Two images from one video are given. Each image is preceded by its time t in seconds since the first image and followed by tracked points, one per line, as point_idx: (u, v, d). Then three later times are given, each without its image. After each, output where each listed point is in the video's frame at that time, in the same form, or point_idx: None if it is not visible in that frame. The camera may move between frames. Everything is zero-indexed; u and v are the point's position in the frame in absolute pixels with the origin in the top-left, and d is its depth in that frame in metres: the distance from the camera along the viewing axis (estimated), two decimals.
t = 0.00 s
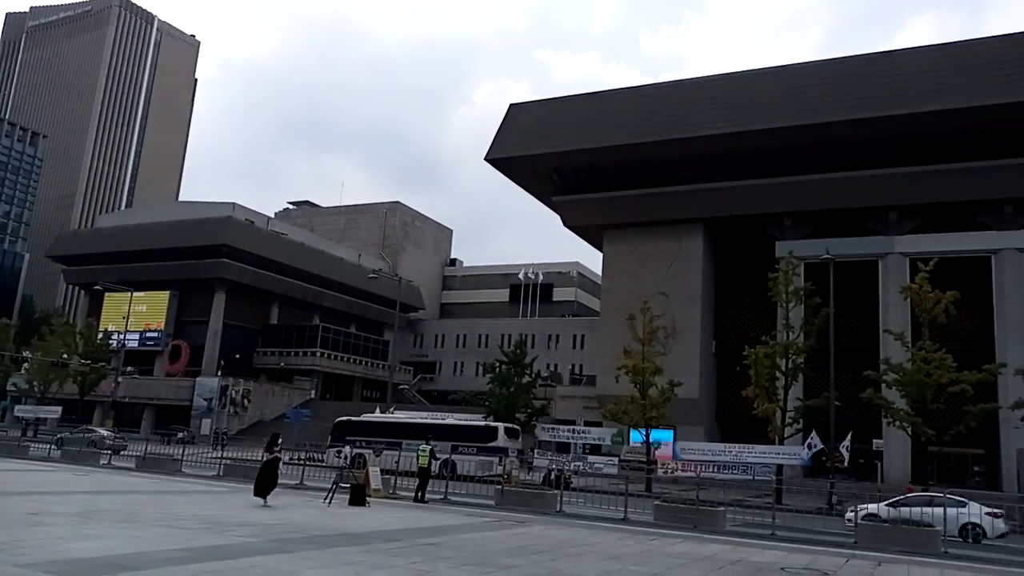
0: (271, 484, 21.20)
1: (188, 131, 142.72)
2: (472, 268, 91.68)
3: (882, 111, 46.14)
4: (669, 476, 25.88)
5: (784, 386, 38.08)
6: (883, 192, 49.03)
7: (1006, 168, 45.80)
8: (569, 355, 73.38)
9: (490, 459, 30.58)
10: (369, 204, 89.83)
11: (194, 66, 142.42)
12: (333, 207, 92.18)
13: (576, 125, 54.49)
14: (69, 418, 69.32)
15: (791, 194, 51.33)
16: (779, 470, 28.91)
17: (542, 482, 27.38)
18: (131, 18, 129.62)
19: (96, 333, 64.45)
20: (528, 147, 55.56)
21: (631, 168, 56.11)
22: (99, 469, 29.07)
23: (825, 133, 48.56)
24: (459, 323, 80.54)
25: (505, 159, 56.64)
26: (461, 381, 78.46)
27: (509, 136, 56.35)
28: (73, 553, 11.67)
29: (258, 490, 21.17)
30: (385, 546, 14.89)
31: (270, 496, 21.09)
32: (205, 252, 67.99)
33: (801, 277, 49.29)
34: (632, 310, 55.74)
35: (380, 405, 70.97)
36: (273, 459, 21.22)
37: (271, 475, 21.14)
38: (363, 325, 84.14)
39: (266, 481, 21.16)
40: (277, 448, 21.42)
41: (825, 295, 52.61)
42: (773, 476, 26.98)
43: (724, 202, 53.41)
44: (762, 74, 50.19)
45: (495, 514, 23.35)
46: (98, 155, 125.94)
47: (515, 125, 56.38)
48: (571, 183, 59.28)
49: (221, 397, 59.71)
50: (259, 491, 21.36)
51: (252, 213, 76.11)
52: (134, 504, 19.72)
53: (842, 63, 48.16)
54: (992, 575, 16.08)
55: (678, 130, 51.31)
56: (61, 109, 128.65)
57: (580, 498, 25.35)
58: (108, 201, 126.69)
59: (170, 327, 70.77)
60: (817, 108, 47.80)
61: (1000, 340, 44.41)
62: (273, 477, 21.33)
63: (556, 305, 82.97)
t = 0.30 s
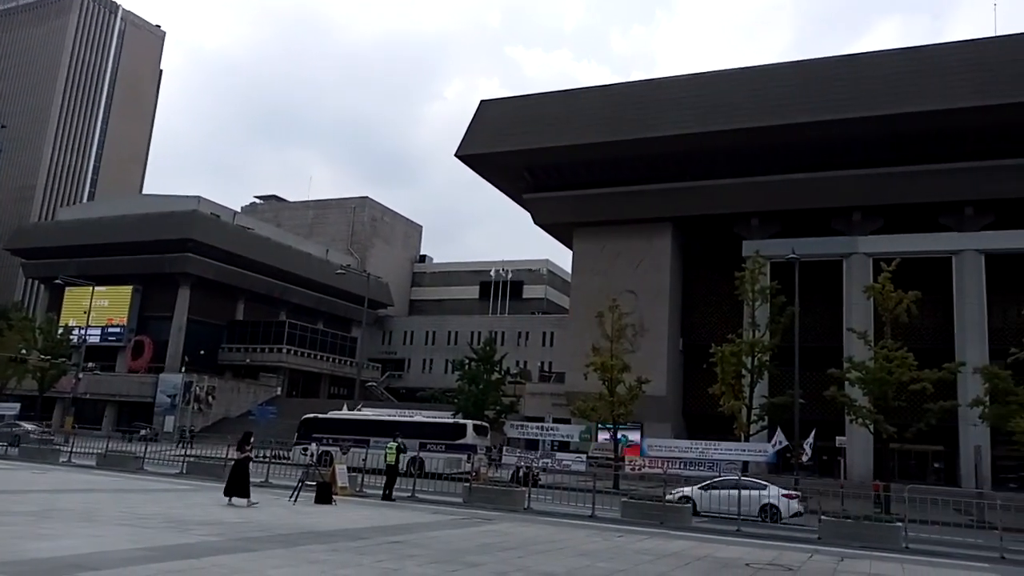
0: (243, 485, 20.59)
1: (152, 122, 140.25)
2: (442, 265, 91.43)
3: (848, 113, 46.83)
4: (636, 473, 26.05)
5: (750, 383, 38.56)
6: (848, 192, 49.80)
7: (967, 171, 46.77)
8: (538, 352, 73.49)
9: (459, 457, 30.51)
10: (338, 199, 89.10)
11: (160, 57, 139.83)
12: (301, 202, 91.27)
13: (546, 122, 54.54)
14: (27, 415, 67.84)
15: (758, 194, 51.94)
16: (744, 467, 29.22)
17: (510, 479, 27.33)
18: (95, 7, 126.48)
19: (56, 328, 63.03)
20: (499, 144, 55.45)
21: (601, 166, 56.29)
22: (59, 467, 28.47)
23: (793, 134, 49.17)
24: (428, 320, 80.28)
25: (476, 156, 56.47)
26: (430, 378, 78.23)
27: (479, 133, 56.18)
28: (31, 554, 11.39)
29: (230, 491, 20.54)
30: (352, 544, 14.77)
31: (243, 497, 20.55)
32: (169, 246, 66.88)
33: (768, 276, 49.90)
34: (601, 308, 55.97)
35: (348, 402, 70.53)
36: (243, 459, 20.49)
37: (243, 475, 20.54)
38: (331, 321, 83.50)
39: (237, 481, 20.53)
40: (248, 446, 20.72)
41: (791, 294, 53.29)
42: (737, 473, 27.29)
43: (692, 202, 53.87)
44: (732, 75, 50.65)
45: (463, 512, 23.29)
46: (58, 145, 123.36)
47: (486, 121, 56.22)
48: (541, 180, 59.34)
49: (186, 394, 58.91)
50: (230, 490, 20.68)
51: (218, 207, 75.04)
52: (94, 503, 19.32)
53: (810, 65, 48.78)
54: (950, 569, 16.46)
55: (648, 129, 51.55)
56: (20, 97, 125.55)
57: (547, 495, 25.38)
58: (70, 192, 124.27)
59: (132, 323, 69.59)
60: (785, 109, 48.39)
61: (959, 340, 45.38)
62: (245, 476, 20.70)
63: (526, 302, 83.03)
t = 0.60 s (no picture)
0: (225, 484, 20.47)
1: (123, 117, 138.39)
2: (417, 263, 91.15)
3: (821, 114, 47.37)
4: (610, 471, 26.19)
5: (722, 382, 38.91)
6: (819, 194, 50.37)
7: (936, 174, 47.50)
8: (513, 351, 73.54)
9: (433, 455, 30.43)
10: (311, 196, 88.46)
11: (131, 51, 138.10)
12: (274, 199, 90.50)
13: (522, 121, 54.57)
14: None
15: (731, 195, 52.39)
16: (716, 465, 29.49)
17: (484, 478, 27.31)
18: None
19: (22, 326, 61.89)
20: (474, 143, 55.36)
21: (576, 165, 56.43)
22: (25, 467, 27.99)
23: (766, 135, 49.64)
24: (403, 319, 80.00)
25: (451, 154, 56.36)
26: (404, 377, 77.93)
27: (454, 131, 56.08)
28: None
29: (211, 491, 20.31)
30: (324, 544, 14.68)
31: (221, 499, 20.36)
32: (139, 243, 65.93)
33: (740, 276, 50.34)
34: (576, 307, 56.15)
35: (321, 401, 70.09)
36: (225, 458, 20.35)
37: (224, 475, 20.35)
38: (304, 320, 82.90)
39: (219, 480, 20.39)
40: (229, 446, 20.57)
41: (763, 294, 53.83)
42: (710, 472, 27.51)
43: (666, 201, 54.20)
44: (706, 76, 51.01)
45: (437, 511, 23.25)
46: (26, 139, 121.26)
47: (461, 120, 56.12)
48: (517, 179, 59.37)
49: (156, 393, 58.15)
50: (210, 490, 20.43)
51: (190, 203, 74.13)
52: (60, 504, 19.02)
53: (783, 67, 49.27)
54: (916, 565, 16.70)
55: (623, 129, 51.77)
56: None
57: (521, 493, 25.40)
58: (37, 187, 122.21)
59: (101, 321, 68.56)
60: (758, 110, 48.82)
61: (928, 339, 46.11)
62: (226, 476, 20.58)
63: (501, 301, 82.99)
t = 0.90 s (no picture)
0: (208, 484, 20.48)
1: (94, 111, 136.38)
2: (393, 261, 90.76)
3: (795, 116, 47.86)
4: (585, 469, 26.25)
5: (696, 381, 39.21)
6: (792, 195, 50.91)
7: (907, 176, 48.17)
8: (489, 350, 73.51)
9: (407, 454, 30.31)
10: (286, 193, 87.77)
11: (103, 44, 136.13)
12: (249, 196, 89.74)
13: (499, 120, 54.54)
14: None
15: (707, 195, 52.75)
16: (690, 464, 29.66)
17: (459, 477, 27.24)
18: None
19: None
20: (450, 141, 55.23)
21: (553, 164, 56.51)
22: None
23: (741, 136, 50.06)
24: (378, 317, 79.64)
25: (428, 152, 56.21)
26: (379, 376, 77.64)
27: (431, 129, 55.94)
28: None
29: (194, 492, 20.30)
30: (296, 543, 14.58)
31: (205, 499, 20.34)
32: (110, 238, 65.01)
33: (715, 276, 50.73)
34: (552, 306, 56.25)
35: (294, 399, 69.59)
36: (207, 458, 20.29)
37: (207, 476, 20.31)
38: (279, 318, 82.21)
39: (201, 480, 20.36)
40: (210, 446, 20.48)
41: (738, 294, 54.28)
42: (683, 470, 27.63)
43: (642, 201, 54.47)
44: (682, 77, 51.32)
45: (411, 510, 23.18)
46: None
47: (438, 118, 55.99)
48: (494, 178, 59.35)
49: (126, 391, 57.35)
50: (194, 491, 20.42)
51: (162, 199, 73.22)
52: (28, 504, 18.71)
53: (757, 69, 49.72)
54: (884, 562, 16.94)
55: (600, 129, 51.91)
56: None
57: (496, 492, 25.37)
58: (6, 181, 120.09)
59: (70, 318, 67.49)
60: (733, 112, 49.21)
61: (898, 340, 46.80)
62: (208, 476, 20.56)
63: (478, 300, 82.92)
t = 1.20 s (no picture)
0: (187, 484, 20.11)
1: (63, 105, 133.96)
2: (367, 259, 90.26)
3: (768, 118, 48.33)
4: (558, 467, 26.32)
5: (668, 380, 39.48)
6: (764, 196, 51.44)
7: (876, 179, 48.89)
8: (463, 348, 73.41)
9: (380, 453, 30.09)
10: (259, 189, 86.95)
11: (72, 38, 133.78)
12: (221, 191, 88.76)
13: (474, 118, 54.42)
14: None
15: (680, 195, 53.13)
16: (662, 462, 29.83)
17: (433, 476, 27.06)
18: None
19: None
20: (425, 138, 55.03)
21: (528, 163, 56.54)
22: None
23: (714, 137, 50.46)
24: (352, 315, 79.19)
25: (402, 150, 55.96)
26: (352, 375, 77.23)
27: (406, 126, 55.70)
28: None
29: (172, 493, 19.92)
30: (267, 543, 14.44)
31: (183, 500, 20.01)
32: (78, 234, 63.89)
33: (688, 275, 51.10)
34: (527, 304, 56.28)
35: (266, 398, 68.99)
36: (186, 458, 19.86)
37: (185, 476, 19.96)
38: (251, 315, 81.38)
39: (180, 480, 19.99)
40: (189, 446, 20.09)
41: (711, 293, 54.71)
42: (656, 468, 27.78)
43: (616, 201, 54.72)
44: (656, 78, 51.59)
45: (383, 509, 23.05)
46: None
47: (413, 115, 55.76)
48: (469, 176, 59.27)
49: (94, 390, 56.53)
50: (171, 492, 20.03)
51: (131, 194, 72.12)
52: None
53: (731, 71, 50.17)
54: (852, 558, 17.22)
55: (575, 129, 52.03)
56: None
57: (469, 491, 25.36)
58: None
59: (36, 314, 66.07)
60: (707, 113, 49.57)
61: (867, 339, 47.48)
62: (187, 476, 20.20)
63: (452, 298, 82.75)
